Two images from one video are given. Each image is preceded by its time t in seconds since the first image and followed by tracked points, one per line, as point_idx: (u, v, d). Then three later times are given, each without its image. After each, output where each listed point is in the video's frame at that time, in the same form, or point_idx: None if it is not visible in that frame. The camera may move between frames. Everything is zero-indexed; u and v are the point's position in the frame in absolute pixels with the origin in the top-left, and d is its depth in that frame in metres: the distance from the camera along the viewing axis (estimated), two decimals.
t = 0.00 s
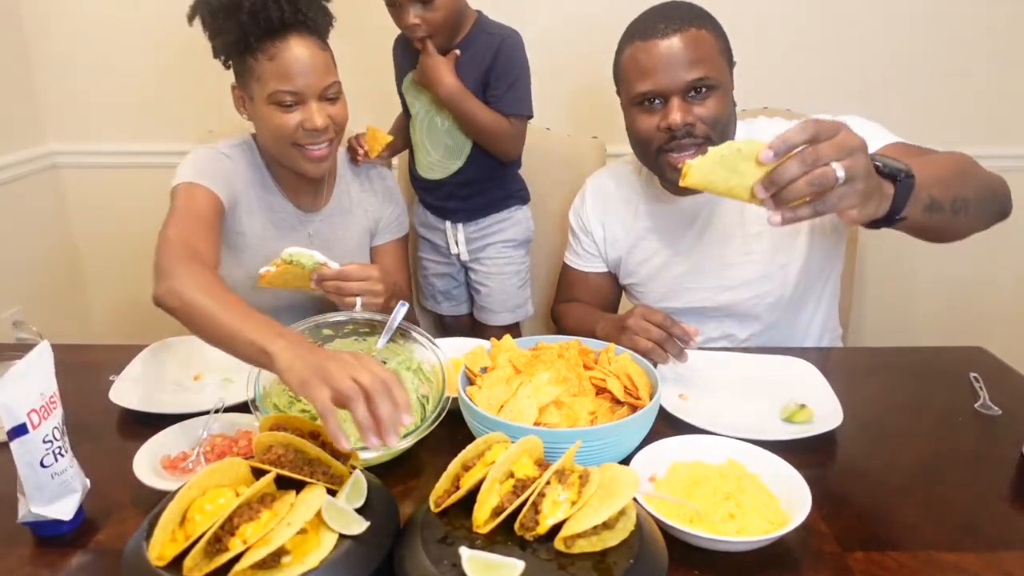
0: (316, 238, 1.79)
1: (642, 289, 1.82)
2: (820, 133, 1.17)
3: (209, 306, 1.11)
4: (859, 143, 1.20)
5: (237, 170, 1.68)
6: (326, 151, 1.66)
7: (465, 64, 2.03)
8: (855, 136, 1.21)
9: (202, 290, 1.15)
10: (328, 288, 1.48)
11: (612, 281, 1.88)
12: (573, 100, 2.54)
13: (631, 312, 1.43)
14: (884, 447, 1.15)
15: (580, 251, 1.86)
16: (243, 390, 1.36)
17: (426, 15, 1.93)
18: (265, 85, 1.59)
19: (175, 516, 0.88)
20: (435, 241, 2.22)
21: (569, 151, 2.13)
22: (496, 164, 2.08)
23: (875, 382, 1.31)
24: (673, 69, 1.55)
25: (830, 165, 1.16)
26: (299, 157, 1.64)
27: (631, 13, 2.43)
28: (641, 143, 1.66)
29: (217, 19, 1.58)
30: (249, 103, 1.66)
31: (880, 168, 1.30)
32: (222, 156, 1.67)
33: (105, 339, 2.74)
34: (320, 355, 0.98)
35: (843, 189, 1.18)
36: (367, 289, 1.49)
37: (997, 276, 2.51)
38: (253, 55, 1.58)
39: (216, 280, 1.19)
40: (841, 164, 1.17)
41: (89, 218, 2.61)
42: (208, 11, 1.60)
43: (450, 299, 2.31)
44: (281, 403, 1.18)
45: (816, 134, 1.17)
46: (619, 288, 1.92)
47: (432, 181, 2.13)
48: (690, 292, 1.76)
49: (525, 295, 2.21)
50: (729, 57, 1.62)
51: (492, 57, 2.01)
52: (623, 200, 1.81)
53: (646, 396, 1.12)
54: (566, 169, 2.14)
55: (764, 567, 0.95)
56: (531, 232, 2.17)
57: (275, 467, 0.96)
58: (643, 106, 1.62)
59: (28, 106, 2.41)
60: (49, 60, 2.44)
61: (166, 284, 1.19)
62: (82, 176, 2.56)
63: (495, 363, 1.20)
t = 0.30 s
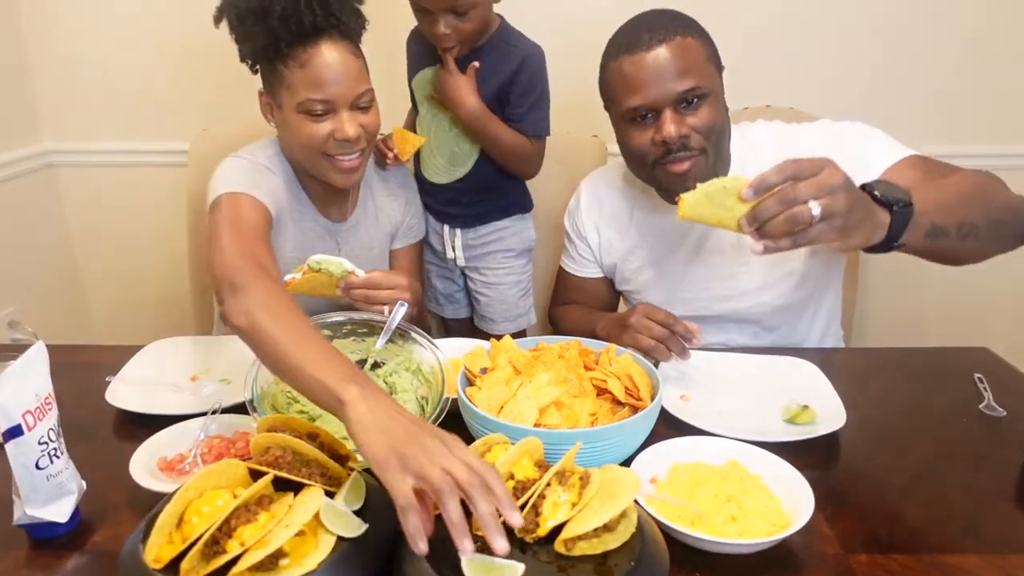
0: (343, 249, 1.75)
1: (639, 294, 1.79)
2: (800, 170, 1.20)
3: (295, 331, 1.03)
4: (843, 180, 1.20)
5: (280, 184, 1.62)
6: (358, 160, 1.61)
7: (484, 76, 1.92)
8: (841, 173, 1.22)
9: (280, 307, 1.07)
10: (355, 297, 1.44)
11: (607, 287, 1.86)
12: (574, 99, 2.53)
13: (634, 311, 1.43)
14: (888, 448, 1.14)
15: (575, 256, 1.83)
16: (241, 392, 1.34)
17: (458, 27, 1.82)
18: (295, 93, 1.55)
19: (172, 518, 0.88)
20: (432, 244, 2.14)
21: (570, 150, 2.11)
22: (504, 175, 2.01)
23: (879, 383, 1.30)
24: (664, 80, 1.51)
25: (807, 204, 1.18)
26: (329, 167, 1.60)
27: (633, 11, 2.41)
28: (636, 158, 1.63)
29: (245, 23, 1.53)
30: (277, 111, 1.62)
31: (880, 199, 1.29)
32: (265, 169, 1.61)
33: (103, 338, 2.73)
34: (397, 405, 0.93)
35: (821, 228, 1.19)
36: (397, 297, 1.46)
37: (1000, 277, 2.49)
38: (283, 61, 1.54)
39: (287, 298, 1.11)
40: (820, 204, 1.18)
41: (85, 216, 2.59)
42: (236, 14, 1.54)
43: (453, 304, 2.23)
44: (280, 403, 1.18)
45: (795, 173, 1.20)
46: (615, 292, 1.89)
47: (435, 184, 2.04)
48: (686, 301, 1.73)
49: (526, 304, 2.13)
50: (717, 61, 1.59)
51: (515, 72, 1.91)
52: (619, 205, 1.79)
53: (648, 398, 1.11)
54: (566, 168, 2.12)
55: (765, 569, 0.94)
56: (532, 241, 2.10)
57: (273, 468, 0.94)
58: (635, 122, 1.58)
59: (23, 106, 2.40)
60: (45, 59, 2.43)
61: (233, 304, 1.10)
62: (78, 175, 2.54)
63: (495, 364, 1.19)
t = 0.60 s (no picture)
0: (355, 253, 1.74)
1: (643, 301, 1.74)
2: (792, 207, 1.28)
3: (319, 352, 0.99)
4: (832, 218, 1.26)
5: (293, 196, 1.57)
6: (372, 169, 1.59)
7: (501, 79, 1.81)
8: (834, 210, 1.28)
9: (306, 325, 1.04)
10: (366, 301, 1.43)
11: (607, 292, 1.79)
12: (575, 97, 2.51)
13: (639, 310, 1.43)
14: (893, 450, 1.12)
15: (574, 264, 1.76)
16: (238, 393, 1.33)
17: (479, 29, 1.73)
18: (306, 103, 1.50)
19: (169, 520, 0.87)
20: (442, 247, 2.02)
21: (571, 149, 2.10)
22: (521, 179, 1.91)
23: (884, 385, 1.29)
24: (642, 114, 1.45)
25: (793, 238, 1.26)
26: (343, 177, 1.57)
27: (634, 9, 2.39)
28: (642, 192, 1.56)
29: (252, 32, 1.48)
30: (286, 122, 1.58)
31: (876, 233, 1.33)
32: (277, 181, 1.55)
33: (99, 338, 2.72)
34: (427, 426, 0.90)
35: (804, 261, 1.27)
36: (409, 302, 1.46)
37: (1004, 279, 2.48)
38: (292, 71, 1.49)
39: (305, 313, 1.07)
40: (804, 240, 1.26)
41: (80, 216, 2.58)
42: (241, 23, 1.49)
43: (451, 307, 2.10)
44: (277, 404, 1.16)
45: (788, 210, 1.28)
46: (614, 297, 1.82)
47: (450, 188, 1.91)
48: (689, 309, 1.70)
49: (538, 309, 2.06)
50: (689, 74, 1.54)
51: (535, 75, 1.80)
52: (617, 210, 1.72)
53: (649, 398, 1.10)
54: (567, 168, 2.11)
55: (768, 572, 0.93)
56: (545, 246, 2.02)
57: (271, 471, 0.93)
58: (629, 160, 1.51)
59: (18, 104, 2.38)
60: (38, 57, 2.41)
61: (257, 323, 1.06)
62: (73, 174, 2.53)
63: (495, 365, 1.18)
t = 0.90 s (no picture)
0: (349, 249, 1.73)
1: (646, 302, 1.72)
2: (766, 190, 1.32)
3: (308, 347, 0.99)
4: (806, 206, 1.29)
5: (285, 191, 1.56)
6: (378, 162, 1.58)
7: (510, 86, 1.78)
8: (809, 198, 1.30)
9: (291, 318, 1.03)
10: (359, 297, 1.43)
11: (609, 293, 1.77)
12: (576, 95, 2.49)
13: (641, 311, 1.42)
14: (897, 452, 1.11)
15: (575, 265, 1.74)
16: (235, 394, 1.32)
17: (484, 37, 1.71)
18: (315, 98, 1.49)
19: (165, 523, 0.85)
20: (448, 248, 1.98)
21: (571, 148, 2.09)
22: (527, 189, 1.86)
23: (887, 385, 1.28)
24: (632, 130, 1.43)
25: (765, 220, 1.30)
26: (350, 172, 1.56)
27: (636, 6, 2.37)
28: (649, 208, 1.53)
29: (255, 30, 1.45)
30: (288, 120, 1.55)
31: (857, 228, 1.34)
32: (270, 177, 1.54)
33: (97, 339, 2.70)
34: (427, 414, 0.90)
35: (776, 244, 1.31)
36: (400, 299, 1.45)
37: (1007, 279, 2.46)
38: (298, 66, 1.47)
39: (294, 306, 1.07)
40: (773, 224, 1.29)
41: (76, 216, 2.55)
42: (240, 22, 1.45)
43: (451, 309, 2.05)
44: (274, 405, 1.15)
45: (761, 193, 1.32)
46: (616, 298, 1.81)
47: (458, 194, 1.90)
48: (693, 313, 1.68)
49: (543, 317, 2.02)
50: (676, 83, 1.53)
51: (545, 83, 1.76)
52: (619, 211, 1.71)
53: (650, 399, 1.09)
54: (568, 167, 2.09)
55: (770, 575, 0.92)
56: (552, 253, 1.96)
57: (268, 473, 0.92)
58: (630, 178, 1.49)
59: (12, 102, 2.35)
60: (33, 54, 2.37)
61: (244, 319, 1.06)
62: (69, 173, 2.49)
63: (495, 365, 1.16)
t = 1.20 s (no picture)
0: (336, 238, 1.73)
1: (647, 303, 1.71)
2: (755, 184, 1.30)
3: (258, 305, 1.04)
4: (792, 204, 1.28)
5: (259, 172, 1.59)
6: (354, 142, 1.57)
7: (509, 87, 1.78)
8: (796, 196, 1.30)
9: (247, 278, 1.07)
10: (342, 288, 1.41)
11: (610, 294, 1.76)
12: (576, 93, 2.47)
13: (641, 312, 1.41)
14: (901, 453, 1.10)
15: (575, 267, 1.72)
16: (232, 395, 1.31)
17: (483, 34, 1.70)
18: (288, 77, 1.48)
19: (162, 525, 0.84)
20: (449, 248, 1.97)
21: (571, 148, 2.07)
22: (524, 189, 1.85)
23: (890, 386, 1.27)
24: (635, 141, 1.41)
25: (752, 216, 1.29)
26: (327, 152, 1.55)
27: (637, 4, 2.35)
28: (658, 216, 1.52)
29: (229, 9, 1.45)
30: (266, 101, 1.55)
31: (848, 228, 1.33)
32: (245, 158, 1.58)
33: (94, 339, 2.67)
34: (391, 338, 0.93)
35: (761, 241, 1.29)
36: (382, 289, 1.42)
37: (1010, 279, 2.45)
38: (272, 45, 1.46)
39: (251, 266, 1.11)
40: (761, 220, 1.28)
41: (72, 216, 2.52)
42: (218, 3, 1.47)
43: (451, 308, 2.04)
44: (272, 407, 1.14)
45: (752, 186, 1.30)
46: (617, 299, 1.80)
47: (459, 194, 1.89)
48: (693, 316, 1.67)
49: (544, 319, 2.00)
50: (668, 86, 1.51)
51: (544, 83, 1.75)
52: (617, 213, 1.70)
53: (651, 401, 1.08)
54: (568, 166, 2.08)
55: None
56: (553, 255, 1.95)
57: (265, 474, 0.91)
58: (637, 190, 1.47)
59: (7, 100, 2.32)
60: (29, 51, 2.34)
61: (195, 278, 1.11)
62: (64, 172, 2.46)
63: (495, 366, 1.15)
